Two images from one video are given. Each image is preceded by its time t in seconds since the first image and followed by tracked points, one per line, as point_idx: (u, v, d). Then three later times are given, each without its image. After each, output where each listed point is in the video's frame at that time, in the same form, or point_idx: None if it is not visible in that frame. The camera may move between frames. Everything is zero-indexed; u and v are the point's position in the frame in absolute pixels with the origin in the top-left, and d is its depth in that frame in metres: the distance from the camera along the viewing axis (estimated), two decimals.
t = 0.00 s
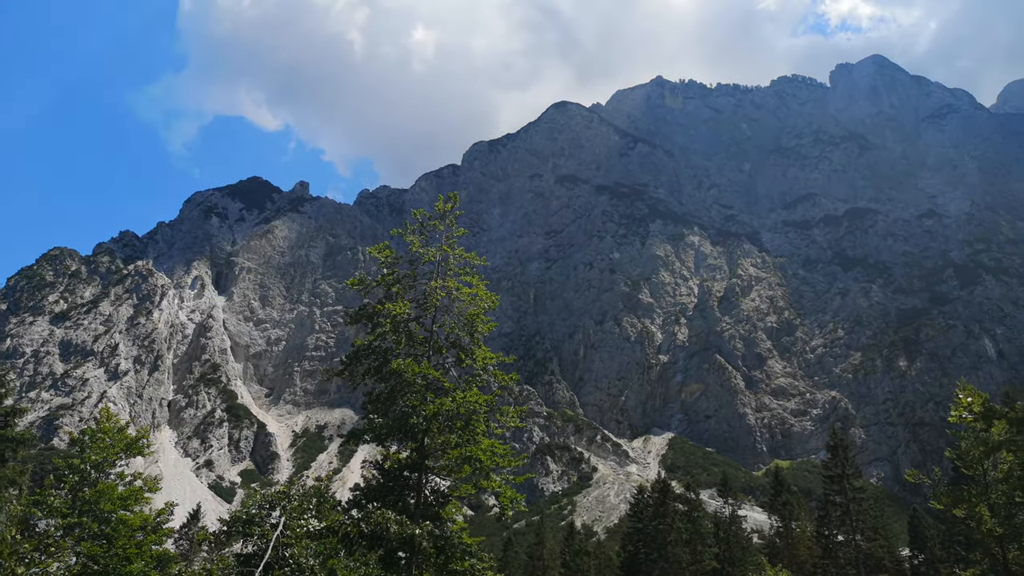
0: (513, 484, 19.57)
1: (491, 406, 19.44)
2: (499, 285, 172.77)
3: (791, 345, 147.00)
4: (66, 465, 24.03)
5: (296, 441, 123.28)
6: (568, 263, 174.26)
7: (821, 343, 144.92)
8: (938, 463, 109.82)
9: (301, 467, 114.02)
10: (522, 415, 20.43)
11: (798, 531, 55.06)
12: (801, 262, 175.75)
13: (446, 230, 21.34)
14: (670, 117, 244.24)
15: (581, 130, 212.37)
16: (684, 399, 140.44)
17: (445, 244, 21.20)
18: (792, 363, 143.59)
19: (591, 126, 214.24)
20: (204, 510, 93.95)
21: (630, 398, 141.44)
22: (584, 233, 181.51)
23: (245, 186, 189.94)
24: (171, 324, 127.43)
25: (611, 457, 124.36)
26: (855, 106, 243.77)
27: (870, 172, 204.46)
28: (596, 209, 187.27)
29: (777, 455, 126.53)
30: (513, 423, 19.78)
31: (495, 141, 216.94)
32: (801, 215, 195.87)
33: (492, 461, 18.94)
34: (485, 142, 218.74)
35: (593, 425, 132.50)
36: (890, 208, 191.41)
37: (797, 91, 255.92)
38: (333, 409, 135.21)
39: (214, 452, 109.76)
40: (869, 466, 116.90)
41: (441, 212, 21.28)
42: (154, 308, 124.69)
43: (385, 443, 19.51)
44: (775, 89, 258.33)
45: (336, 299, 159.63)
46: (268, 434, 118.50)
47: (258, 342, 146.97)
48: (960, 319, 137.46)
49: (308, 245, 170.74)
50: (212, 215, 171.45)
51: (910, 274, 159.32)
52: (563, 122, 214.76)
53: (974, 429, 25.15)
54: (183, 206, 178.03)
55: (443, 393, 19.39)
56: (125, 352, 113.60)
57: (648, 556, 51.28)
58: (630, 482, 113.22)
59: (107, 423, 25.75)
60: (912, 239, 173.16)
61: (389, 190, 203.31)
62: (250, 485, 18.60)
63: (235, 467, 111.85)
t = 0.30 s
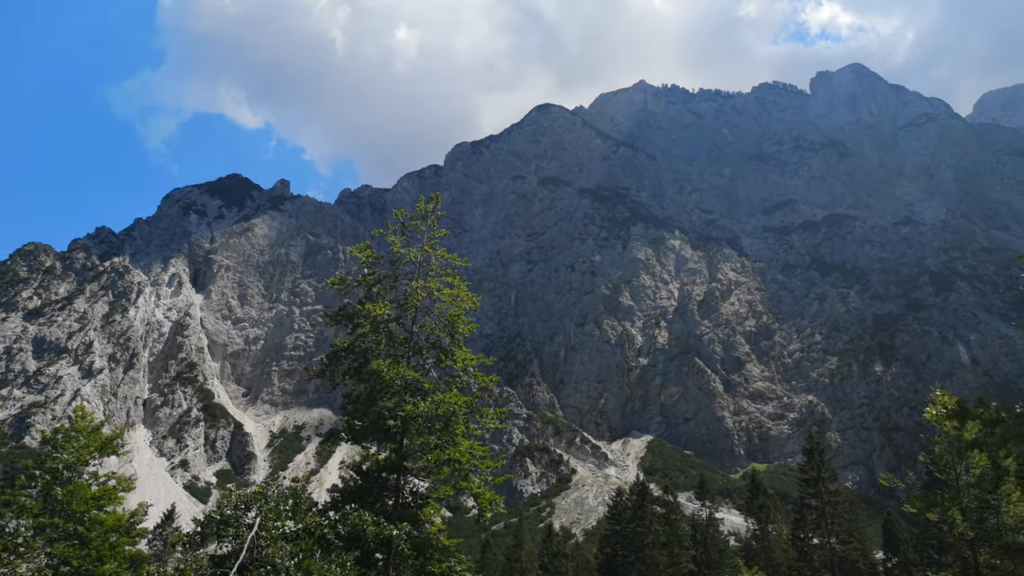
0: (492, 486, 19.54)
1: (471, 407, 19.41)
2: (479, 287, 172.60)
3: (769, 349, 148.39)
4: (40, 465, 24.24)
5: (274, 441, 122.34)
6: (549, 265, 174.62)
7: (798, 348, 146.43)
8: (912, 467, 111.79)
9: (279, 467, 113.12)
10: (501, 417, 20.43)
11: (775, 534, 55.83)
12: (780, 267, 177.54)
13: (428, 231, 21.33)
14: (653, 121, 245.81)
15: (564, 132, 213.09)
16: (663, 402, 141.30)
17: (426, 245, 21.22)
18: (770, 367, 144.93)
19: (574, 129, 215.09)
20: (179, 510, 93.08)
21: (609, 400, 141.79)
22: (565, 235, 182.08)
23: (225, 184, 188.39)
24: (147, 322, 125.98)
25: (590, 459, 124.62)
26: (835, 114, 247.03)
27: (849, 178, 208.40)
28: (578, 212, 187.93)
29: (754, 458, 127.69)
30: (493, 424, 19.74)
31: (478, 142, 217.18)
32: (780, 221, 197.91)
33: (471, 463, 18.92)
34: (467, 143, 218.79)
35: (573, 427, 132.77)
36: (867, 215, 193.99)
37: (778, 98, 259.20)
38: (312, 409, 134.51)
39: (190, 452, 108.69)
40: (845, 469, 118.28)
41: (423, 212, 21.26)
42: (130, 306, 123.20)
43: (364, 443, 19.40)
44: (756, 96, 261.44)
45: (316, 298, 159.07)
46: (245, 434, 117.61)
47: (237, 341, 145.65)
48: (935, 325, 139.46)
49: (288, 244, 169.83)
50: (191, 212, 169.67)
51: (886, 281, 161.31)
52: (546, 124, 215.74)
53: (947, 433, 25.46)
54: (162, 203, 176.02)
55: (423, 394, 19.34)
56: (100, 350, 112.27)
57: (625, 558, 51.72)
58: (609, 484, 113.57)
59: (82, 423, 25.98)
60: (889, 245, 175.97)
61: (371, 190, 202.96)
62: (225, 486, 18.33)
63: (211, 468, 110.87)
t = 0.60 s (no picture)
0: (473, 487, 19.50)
1: (452, 408, 19.36)
2: (462, 287, 172.21)
3: (749, 352, 149.51)
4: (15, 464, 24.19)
5: (253, 440, 121.51)
6: (533, 266, 174.75)
7: (778, 351, 147.78)
8: (889, 470, 113.20)
9: (257, 467, 112.25)
10: (482, 418, 20.40)
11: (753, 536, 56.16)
12: (761, 271, 179.04)
13: (411, 231, 21.26)
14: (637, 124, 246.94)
15: (548, 134, 213.86)
16: (645, 404, 141.90)
17: (409, 245, 21.20)
18: (749, 370, 146.05)
19: (558, 130, 215.61)
20: (155, 510, 92.27)
21: (591, 402, 142.07)
22: (549, 236, 182.37)
23: (206, 181, 186.79)
24: (125, 320, 124.57)
25: (571, 461, 124.69)
26: (816, 120, 250.06)
27: (829, 184, 210.97)
28: (562, 213, 188.37)
29: (734, 460, 128.51)
30: (474, 424, 19.71)
31: (462, 143, 217.05)
32: (761, 225, 199.56)
33: (451, 464, 18.85)
34: (451, 143, 218.32)
35: (554, 428, 132.93)
36: (847, 220, 196.18)
37: (761, 103, 261.61)
38: (292, 408, 133.63)
39: (167, 451, 107.66)
40: (822, 472, 119.63)
41: (406, 212, 21.22)
42: (108, 303, 121.76)
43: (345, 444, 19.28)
44: (739, 100, 263.92)
45: (298, 297, 158.50)
46: (224, 433, 116.66)
47: (216, 339, 144.29)
48: (912, 330, 141.29)
49: (269, 242, 168.78)
50: (172, 209, 167.84)
51: (865, 285, 163.09)
52: (531, 125, 216.31)
53: (923, 435, 25.56)
54: (141, 199, 173.81)
55: (404, 394, 19.30)
56: (76, 347, 110.94)
57: (605, 560, 51.82)
58: (589, 485, 113.90)
59: (58, 421, 25.92)
60: (869, 250, 178.28)
61: (354, 189, 202.33)
62: (203, 485, 18.01)
63: (189, 467, 109.87)
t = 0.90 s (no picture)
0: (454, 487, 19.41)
1: (434, 408, 19.31)
2: (445, 287, 171.79)
3: (730, 355, 150.65)
4: None
5: (232, 439, 120.53)
6: (516, 267, 174.76)
7: (758, 354, 149.07)
8: (866, 472, 114.56)
9: (236, 466, 111.27)
10: (463, 419, 20.37)
11: (732, 537, 56.61)
12: (743, 274, 180.49)
13: (394, 230, 21.25)
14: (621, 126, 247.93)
15: (533, 135, 214.50)
16: (626, 405, 142.38)
17: (392, 245, 21.20)
18: (730, 372, 147.05)
19: (543, 132, 216.06)
20: (131, 509, 91.26)
21: (573, 403, 142.28)
22: (533, 237, 182.57)
23: (187, 177, 185.11)
24: (103, 316, 123.07)
25: (552, 461, 124.90)
26: (799, 125, 252.76)
27: (811, 189, 213.09)
28: (546, 214, 188.67)
29: (714, 462, 129.17)
30: (455, 425, 19.68)
31: (447, 142, 216.70)
32: (744, 229, 201.13)
33: (432, 465, 18.73)
34: (436, 143, 217.86)
35: (536, 429, 133.04)
36: (828, 225, 198.16)
37: (745, 108, 263.88)
38: (272, 408, 132.60)
39: (144, 450, 106.45)
40: (801, 474, 120.74)
41: (389, 212, 21.22)
42: (86, 299, 120.23)
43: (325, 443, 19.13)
44: (723, 105, 265.93)
45: (279, 296, 157.76)
46: (202, 432, 115.50)
47: (196, 337, 142.86)
48: (891, 334, 143.06)
49: (250, 240, 167.67)
50: (152, 204, 165.90)
51: (845, 290, 164.86)
52: (516, 126, 216.76)
53: (899, 438, 25.68)
54: (121, 194, 171.65)
55: (386, 394, 19.24)
56: (53, 343, 109.49)
57: (585, 560, 51.93)
58: (570, 486, 114.17)
59: (32, 419, 25.69)
60: (849, 255, 180.44)
61: (337, 187, 201.49)
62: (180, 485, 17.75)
63: (166, 466, 108.69)
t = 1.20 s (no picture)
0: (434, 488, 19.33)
1: (415, 409, 19.24)
2: (428, 287, 171.34)
3: (711, 357, 151.63)
4: None
5: (211, 438, 119.53)
6: (500, 268, 174.77)
7: (739, 356, 150.28)
8: (844, 475, 115.70)
9: (215, 466, 110.26)
10: (444, 419, 20.33)
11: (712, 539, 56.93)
12: (725, 277, 181.87)
13: (377, 230, 21.20)
14: (605, 128, 248.74)
15: (518, 136, 215.08)
16: (608, 407, 142.83)
17: (375, 244, 21.13)
18: (711, 375, 147.97)
19: (527, 133, 216.55)
20: (107, 508, 90.22)
21: (555, 404, 142.47)
22: (517, 238, 182.75)
23: (168, 173, 183.58)
24: (81, 313, 121.63)
25: (534, 463, 125.09)
26: (781, 130, 255.32)
27: (793, 194, 215.27)
28: (530, 215, 189.02)
29: (694, 464, 129.83)
30: (436, 426, 19.62)
31: (431, 142, 216.29)
32: (726, 232, 202.65)
33: (413, 465, 18.59)
34: (420, 142, 217.24)
35: (518, 430, 133.16)
36: (808, 229, 200.15)
37: (728, 112, 266.02)
38: (252, 407, 131.49)
39: (121, 448, 105.18)
40: (780, 476, 121.82)
41: (373, 211, 21.15)
42: (63, 296, 118.69)
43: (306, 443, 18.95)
44: (706, 109, 267.96)
45: (259, 294, 156.96)
46: (181, 430, 114.33)
47: (175, 335, 141.47)
48: (870, 338, 144.73)
49: (231, 238, 166.59)
50: (132, 200, 163.99)
51: (825, 294, 166.70)
52: (502, 127, 217.18)
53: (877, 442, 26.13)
54: (100, 190, 169.55)
55: (367, 394, 19.13)
56: (29, 340, 108.08)
57: (565, 561, 52.03)
58: (552, 487, 114.40)
59: (8, 417, 25.49)
60: (829, 259, 182.55)
61: (320, 185, 200.57)
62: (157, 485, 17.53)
63: (143, 465, 107.47)
